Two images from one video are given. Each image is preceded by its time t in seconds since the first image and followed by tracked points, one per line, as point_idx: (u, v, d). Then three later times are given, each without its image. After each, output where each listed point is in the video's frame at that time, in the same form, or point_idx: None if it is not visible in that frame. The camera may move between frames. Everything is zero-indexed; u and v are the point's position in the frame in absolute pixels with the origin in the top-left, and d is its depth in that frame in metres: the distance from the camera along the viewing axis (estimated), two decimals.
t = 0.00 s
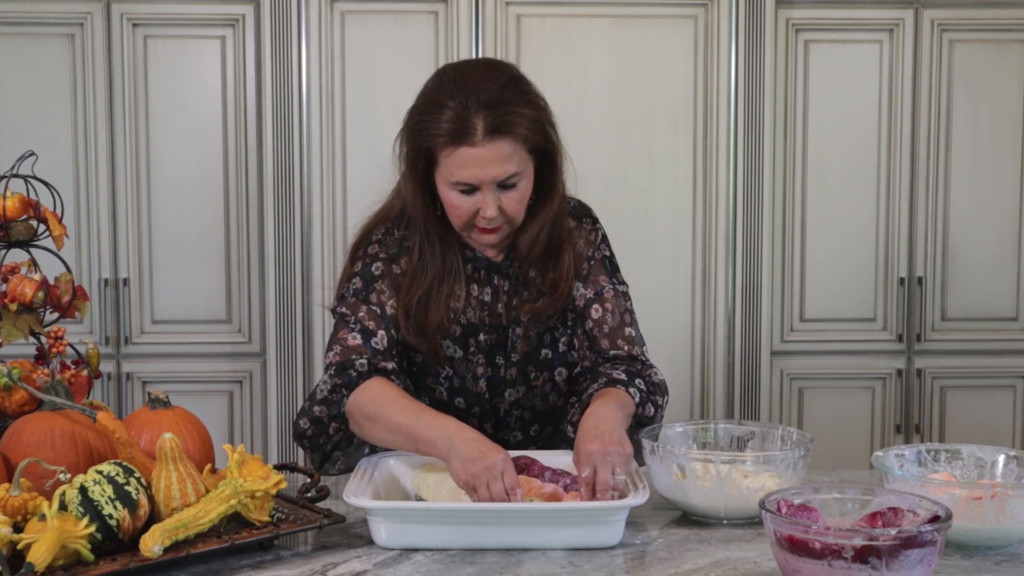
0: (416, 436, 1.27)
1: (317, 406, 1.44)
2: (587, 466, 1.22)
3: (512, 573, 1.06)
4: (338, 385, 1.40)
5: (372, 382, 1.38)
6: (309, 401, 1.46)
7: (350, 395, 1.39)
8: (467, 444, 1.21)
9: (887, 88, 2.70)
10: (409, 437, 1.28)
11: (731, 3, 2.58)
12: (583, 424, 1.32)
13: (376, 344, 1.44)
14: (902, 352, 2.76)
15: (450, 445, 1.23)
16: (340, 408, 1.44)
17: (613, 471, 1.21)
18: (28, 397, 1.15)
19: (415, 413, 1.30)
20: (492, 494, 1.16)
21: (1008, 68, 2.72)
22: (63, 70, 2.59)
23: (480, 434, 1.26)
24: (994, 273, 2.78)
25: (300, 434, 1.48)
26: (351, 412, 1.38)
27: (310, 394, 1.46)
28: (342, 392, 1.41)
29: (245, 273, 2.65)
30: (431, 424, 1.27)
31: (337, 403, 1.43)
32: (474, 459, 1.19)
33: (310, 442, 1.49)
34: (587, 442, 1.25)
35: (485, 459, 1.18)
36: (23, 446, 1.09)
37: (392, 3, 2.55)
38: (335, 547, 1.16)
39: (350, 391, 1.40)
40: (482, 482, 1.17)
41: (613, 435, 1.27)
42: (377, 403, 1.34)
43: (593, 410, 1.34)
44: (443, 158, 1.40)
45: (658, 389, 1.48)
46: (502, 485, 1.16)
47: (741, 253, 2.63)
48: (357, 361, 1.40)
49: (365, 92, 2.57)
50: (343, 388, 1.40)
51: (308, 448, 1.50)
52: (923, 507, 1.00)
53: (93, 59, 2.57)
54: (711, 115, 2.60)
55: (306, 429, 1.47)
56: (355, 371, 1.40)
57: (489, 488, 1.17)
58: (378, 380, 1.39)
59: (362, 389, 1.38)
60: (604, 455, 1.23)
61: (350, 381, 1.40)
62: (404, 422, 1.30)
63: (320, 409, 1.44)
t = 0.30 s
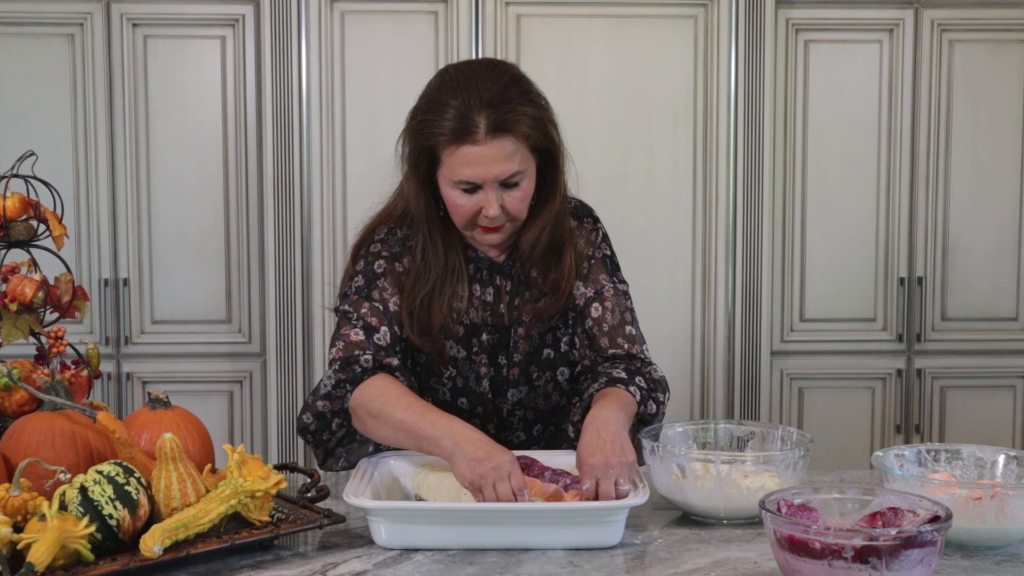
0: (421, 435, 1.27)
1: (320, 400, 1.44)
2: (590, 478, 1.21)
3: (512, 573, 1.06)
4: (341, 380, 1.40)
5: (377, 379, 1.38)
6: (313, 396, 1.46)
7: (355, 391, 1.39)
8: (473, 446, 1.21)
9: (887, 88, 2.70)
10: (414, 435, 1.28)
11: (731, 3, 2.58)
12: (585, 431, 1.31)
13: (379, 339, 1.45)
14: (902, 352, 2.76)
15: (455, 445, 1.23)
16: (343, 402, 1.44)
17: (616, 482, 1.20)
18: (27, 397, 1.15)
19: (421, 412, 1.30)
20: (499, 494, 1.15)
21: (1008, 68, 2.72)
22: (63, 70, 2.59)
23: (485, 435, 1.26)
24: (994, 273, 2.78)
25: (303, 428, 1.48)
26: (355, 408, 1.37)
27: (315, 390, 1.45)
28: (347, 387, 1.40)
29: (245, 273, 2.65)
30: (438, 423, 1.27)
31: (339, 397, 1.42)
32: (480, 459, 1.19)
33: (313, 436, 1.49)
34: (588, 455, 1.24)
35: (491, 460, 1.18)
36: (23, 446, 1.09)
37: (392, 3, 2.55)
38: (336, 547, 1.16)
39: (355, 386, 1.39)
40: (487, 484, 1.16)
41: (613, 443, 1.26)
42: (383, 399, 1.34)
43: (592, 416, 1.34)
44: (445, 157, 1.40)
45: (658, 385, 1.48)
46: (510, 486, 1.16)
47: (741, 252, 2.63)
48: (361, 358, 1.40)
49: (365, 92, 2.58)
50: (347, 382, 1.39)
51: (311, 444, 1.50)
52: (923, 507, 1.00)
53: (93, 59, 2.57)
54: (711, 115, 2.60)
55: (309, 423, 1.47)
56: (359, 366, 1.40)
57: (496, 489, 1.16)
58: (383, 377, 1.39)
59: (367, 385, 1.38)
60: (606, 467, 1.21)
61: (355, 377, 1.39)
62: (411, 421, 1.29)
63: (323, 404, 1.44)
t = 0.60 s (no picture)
0: (416, 433, 1.27)
1: (317, 398, 1.45)
2: (590, 470, 1.21)
3: (512, 573, 1.06)
4: (339, 377, 1.42)
5: (373, 378, 1.40)
6: (310, 394, 1.46)
7: (351, 389, 1.40)
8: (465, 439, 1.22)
9: (887, 88, 2.70)
10: (410, 433, 1.28)
11: (731, 2, 2.58)
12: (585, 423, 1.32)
13: (375, 338, 1.45)
14: (902, 352, 2.76)
15: (449, 442, 1.23)
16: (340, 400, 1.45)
17: (617, 472, 1.21)
18: (28, 398, 1.15)
19: (418, 410, 1.30)
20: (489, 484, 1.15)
21: (1008, 68, 2.72)
22: (63, 70, 2.59)
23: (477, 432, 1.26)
24: (994, 273, 2.78)
25: (301, 426, 1.48)
26: (350, 406, 1.39)
27: (311, 387, 1.46)
28: (343, 385, 1.42)
29: (245, 273, 2.65)
30: (433, 420, 1.28)
31: (336, 395, 1.44)
32: (472, 450, 1.19)
33: (309, 434, 1.49)
34: (588, 446, 1.24)
35: (482, 452, 1.18)
36: (23, 446, 1.10)
37: (392, 3, 2.55)
38: (336, 547, 1.16)
39: (351, 384, 1.41)
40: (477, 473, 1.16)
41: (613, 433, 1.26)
42: (379, 397, 1.35)
43: (593, 407, 1.34)
44: (443, 158, 1.40)
45: (659, 384, 1.48)
46: (500, 477, 1.16)
47: (741, 252, 2.63)
48: (358, 356, 1.42)
49: (365, 92, 2.57)
50: (344, 381, 1.41)
51: (307, 441, 1.51)
52: (923, 507, 1.00)
53: (93, 59, 2.57)
54: (711, 115, 2.60)
55: (306, 421, 1.48)
56: (357, 365, 1.41)
57: (486, 479, 1.16)
58: (379, 377, 1.40)
59: (363, 383, 1.39)
60: (606, 459, 1.22)
61: (351, 375, 1.41)
62: (407, 418, 1.30)
63: (320, 402, 1.45)
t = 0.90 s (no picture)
0: (411, 416, 1.34)
1: (305, 396, 1.47)
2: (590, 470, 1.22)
3: (512, 573, 1.06)
4: (326, 374, 1.43)
5: (361, 371, 1.43)
6: (299, 392, 1.48)
7: (339, 385, 1.43)
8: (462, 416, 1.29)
9: (887, 88, 2.70)
10: (405, 418, 1.34)
11: (731, 2, 2.58)
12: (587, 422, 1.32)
13: (363, 336, 1.46)
14: (902, 352, 2.76)
15: (447, 419, 1.30)
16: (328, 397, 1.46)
17: (615, 474, 1.22)
18: (28, 397, 1.15)
19: (411, 395, 1.36)
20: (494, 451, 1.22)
21: (1008, 68, 2.72)
22: (63, 69, 2.59)
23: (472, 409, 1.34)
24: (994, 273, 2.78)
25: (288, 425, 1.49)
26: (341, 400, 1.42)
27: (300, 385, 1.48)
28: (331, 381, 1.43)
29: (245, 272, 2.65)
30: (426, 403, 1.34)
31: (323, 392, 1.45)
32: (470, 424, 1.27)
33: (298, 433, 1.50)
34: (589, 447, 1.25)
35: (484, 421, 1.26)
36: (23, 446, 1.10)
37: (391, 3, 2.55)
38: (336, 547, 1.16)
39: (340, 379, 1.43)
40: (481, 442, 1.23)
41: (614, 432, 1.27)
42: (371, 388, 1.39)
43: (596, 405, 1.34)
44: (445, 156, 1.40)
45: (664, 378, 1.48)
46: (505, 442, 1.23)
47: (741, 251, 2.63)
48: (345, 353, 1.43)
49: (364, 91, 2.58)
50: (332, 377, 1.43)
51: (295, 441, 1.51)
52: (923, 507, 1.00)
53: (93, 59, 2.57)
54: (711, 115, 2.60)
55: (294, 420, 1.49)
56: (344, 361, 1.43)
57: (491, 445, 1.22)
58: (367, 369, 1.43)
59: (351, 378, 1.42)
60: (605, 459, 1.23)
61: (338, 372, 1.43)
62: (399, 403, 1.36)
63: (309, 400, 1.46)
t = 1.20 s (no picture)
0: (426, 425, 1.33)
1: (317, 396, 1.45)
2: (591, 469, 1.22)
3: (512, 573, 1.06)
4: (340, 376, 1.42)
5: (375, 375, 1.42)
6: (310, 392, 1.46)
7: (352, 387, 1.42)
8: (479, 428, 1.29)
9: (887, 88, 2.70)
10: (418, 426, 1.34)
11: (731, 2, 2.58)
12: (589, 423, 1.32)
13: (373, 338, 1.47)
14: (902, 352, 2.76)
15: (463, 430, 1.29)
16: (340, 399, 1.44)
17: (617, 474, 1.22)
18: (27, 397, 1.15)
19: (426, 404, 1.35)
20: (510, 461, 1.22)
21: (1008, 68, 2.72)
22: (63, 69, 2.59)
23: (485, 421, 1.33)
24: (994, 273, 2.78)
25: (297, 425, 1.48)
26: (353, 403, 1.41)
27: (313, 385, 1.46)
28: (343, 384, 1.42)
29: (245, 272, 2.65)
30: (442, 414, 1.33)
31: (335, 394, 1.43)
32: (488, 436, 1.26)
33: (307, 432, 1.48)
34: (591, 447, 1.25)
35: (501, 431, 1.26)
36: (23, 446, 1.10)
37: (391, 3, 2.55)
38: (336, 547, 1.16)
39: (352, 382, 1.42)
40: (498, 454, 1.23)
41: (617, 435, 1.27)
42: (383, 394, 1.38)
43: (598, 407, 1.34)
44: (445, 156, 1.40)
45: (665, 376, 1.48)
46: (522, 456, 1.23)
47: (741, 252, 2.63)
48: (359, 356, 1.44)
49: (364, 91, 2.57)
50: (345, 379, 1.42)
51: (303, 440, 1.50)
52: (923, 507, 1.00)
53: (93, 59, 2.57)
54: (711, 115, 2.60)
55: (303, 420, 1.47)
56: (358, 363, 1.43)
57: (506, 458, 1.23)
58: (380, 374, 1.42)
59: (365, 382, 1.41)
60: (607, 459, 1.23)
61: (352, 374, 1.42)
62: (416, 412, 1.35)
63: (320, 400, 1.44)
